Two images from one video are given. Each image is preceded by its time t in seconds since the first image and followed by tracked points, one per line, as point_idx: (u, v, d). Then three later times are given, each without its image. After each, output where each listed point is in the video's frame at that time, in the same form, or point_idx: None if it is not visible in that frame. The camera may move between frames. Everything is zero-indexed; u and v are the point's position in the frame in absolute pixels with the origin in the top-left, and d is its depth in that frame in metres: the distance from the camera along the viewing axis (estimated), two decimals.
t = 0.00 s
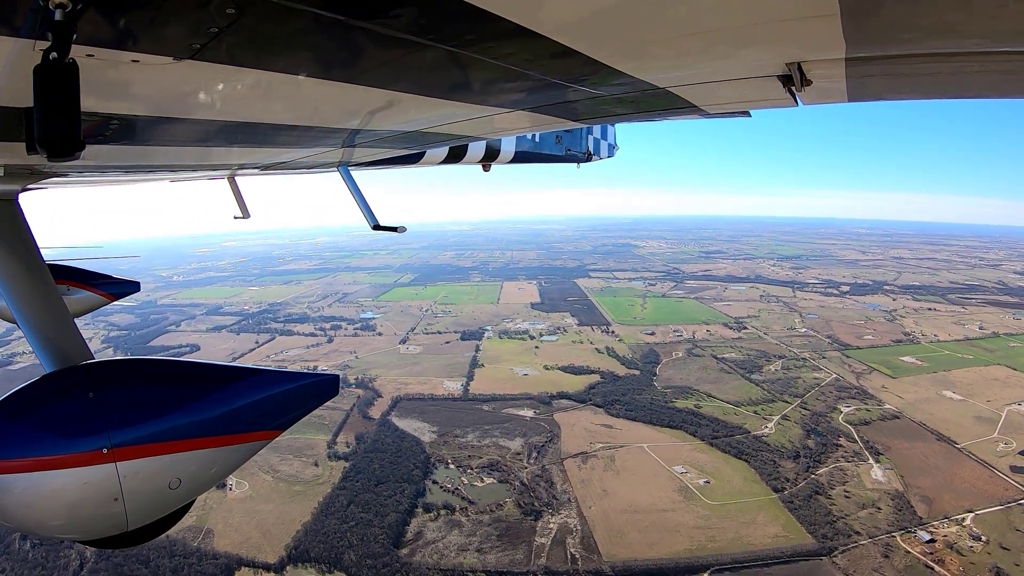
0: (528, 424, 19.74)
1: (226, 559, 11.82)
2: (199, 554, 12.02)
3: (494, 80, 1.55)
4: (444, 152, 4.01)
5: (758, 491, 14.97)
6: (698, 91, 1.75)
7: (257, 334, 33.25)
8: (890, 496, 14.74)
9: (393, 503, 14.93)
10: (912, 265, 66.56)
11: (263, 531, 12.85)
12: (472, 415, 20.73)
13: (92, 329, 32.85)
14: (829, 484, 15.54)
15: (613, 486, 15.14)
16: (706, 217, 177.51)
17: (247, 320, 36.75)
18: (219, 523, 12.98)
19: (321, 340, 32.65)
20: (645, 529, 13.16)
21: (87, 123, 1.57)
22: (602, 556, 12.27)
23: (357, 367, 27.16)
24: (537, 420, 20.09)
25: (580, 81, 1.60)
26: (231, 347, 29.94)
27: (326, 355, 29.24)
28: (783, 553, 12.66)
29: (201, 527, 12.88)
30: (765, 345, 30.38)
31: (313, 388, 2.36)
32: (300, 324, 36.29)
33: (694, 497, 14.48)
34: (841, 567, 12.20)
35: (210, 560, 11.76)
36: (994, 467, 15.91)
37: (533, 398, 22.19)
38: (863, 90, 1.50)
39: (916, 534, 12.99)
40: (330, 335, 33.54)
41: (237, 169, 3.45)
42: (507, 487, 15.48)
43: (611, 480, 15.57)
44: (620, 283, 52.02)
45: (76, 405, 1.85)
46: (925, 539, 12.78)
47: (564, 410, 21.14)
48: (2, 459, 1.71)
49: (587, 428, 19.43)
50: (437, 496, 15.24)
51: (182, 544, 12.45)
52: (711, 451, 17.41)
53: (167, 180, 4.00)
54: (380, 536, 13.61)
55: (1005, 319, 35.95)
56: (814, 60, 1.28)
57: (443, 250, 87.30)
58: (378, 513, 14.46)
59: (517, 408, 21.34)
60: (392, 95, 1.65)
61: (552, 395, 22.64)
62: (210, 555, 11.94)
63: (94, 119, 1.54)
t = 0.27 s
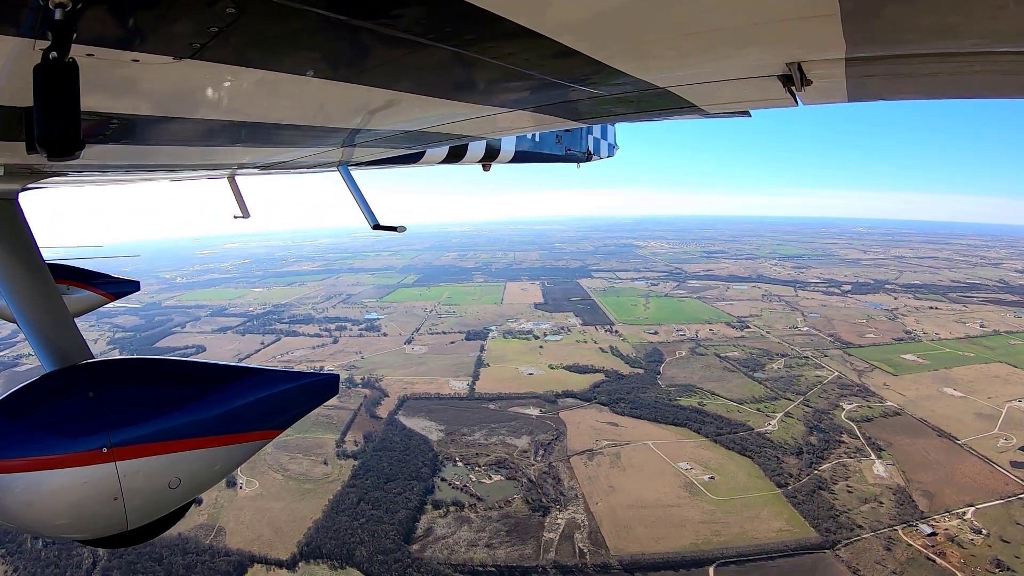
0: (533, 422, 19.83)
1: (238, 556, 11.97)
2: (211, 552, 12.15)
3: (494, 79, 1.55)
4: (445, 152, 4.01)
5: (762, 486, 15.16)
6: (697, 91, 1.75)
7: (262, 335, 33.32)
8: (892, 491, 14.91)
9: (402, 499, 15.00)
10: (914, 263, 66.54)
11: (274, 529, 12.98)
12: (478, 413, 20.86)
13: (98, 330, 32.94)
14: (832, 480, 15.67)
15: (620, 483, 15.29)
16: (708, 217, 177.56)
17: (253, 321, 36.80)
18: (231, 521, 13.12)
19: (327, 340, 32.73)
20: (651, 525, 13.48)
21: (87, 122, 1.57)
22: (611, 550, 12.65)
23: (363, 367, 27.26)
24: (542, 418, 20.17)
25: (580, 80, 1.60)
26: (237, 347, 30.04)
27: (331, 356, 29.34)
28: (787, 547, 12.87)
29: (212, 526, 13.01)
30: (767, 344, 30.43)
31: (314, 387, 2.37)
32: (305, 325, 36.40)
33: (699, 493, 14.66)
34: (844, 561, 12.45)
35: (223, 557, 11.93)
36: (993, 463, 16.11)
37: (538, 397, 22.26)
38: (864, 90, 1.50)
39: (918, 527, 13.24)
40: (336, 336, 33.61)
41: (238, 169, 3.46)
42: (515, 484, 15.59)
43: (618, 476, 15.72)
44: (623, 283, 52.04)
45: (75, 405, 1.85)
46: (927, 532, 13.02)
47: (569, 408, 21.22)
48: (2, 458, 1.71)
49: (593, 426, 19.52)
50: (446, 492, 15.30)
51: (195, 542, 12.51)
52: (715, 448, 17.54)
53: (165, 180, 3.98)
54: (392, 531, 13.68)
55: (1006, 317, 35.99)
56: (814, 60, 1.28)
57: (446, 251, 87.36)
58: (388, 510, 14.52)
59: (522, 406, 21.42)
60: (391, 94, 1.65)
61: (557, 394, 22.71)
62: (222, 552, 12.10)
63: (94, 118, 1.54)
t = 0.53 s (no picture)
0: (539, 420, 19.89)
1: (251, 552, 12.15)
2: (223, 549, 12.27)
3: (493, 79, 1.55)
4: (445, 152, 4.01)
5: (766, 482, 15.28)
6: (698, 91, 1.74)
7: (267, 335, 33.40)
8: (893, 485, 15.02)
9: (411, 497, 15.13)
10: (916, 263, 66.45)
11: (286, 526, 13.09)
12: (484, 411, 20.93)
13: (104, 330, 33.04)
14: (835, 476, 15.77)
15: (626, 479, 15.42)
16: (710, 217, 177.49)
17: (258, 322, 36.88)
18: (242, 518, 13.22)
19: (332, 341, 32.81)
20: (657, 520, 13.54)
21: (87, 122, 1.57)
22: (616, 545, 12.66)
23: (369, 367, 27.34)
24: (548, 416, 20.23)
25: (579, 81, 1.60)
26: (242, 347, 30.14)
27: (337, 356, 29.41)
28: (790, 540, 12.93)
29: (223, 523, 13.13)
30: (770, 343, 30.44)
31: (314, 387, 2.36)
32: (309, 326, 36.49)
33: (703, 488, 14.76)
34: (847, 554, 12.50)
35: (235, 554, 12.09)
36: (993, 458, 16.19)
37: (544, 396, 22.30)
38: (864, 89, 1.49)
39: (919, 521, 13.35)
40: (341, 336, 33.69)
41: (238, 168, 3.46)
42: (523, 480, 15.72)
43: (623, 472, 15.85)
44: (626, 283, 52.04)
45: (75, 405, 1.85)
46: (927, 527, 13.13)
47: (574, 406, 21.25)
48: (2, 458, 1.70)
49: (598, 423, 19.58)
50: (455, 489, 15.45)
51: (207, 540, 12.60)
52: (719, 444, 17.62)
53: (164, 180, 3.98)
54: (401, 528, 13.82)
55: (1007, 316, 35.94)
56: (814, 59, 1.28)
57: (450, 251, 87.42)
58: (398, 506, 14.67)
59: (528, 405, 21.48)
60: (391, 94, 1.65)
61: (562, 392, 22.75)
62: (234, 549, 12.23)
63: (94, 118, 1.54)
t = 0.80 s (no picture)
0: (545, 418, 19.90)
1: (263, 548, 12.21)
2: (235, 544, 12.28)
3: (493, 82, 1.54)
4: (444, 154, 4.02)
5: (769, 478, 15.32)
6: (698, 92, 1.74)
7: (272, 335, 33.44)
8: (894, 481, 15.11)
9: (420, 493, 15.07)
10: (918, 262, 66.39)
11: (298, 523, 13.14)
12: (490, 409, 20.96)
13: (109, 331, 33.09)
14: (837, 471, 15.79)
15: (631, 476, 15.49)
16: (711, 217, 177.50)
17: (262, 322, 36.93)
18: (253, 516, 13.30)
19: (337, 340, 32.87)
20: (663, 514, 13.67)
21: (87, 125, 1.57)
22: (624, 539, 12.80)
23: (374, 367, 27.38)
24: (554, 414, 20.24)
25: (579, 82, 1.59)
26: (248, 347, 30.20)
27: (342, 355, 29.44)
28: (794, 535, 13.04)
29: (235, 520, 13.18)
30: (773, 341, 30.44)
31: (315, 390, 2.36)
32: (314, 325, 36.55)
33: (708, 484, 14.81)
34: (850, 548, 12.51)
35: (248, 549, 12.13)
36: (992, 454, 16.24)
37: (549, 394, 22.31)
38: (864, 88, 1.49)
39: (920, 516, 13.43)
40: (346, 336, 33.73)
41: (237, 171, 3.46)
42: (530, 476, 15.76)
43: (629, 469, 15.92)
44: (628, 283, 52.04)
45: (77, 407, 1.85)
46: (928, 521, 13.20)
47: (579, 404, 21.26)
48: (2, 462, 1.70)
49: (603, 421, 19.60)
50: (463, 485, 15.50)
51: (218, 536, 12.62)
52: (722, 442, 17.64)
53: (164, 183, 3.99)
54: (411, 524, 13.70)
55: (1007, 315, 35.92)
56: (812, 60, 1.28)
57: (453, 252, 87.45)
58: (407, 502, 14.59)
59: (533, 403, 21.49)
60: (390, 97, 1.64)
61: (567, 390, 22.75)
62: (246, 544, 12.25)
63: (94, 122, 1.54)
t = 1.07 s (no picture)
0: (550, 415, 19.92)
1: (273, 543, 12.29)
2: (246, 539, 12.37)
3: (493, 83, 1.54)
4: (444, 154, 4.01)
5: (771, 474, 15.38)
6: (697, 91, 1.74)
7: (277, 334, 33.46)
8: (895, 478, 15.19)
9: (428, 489, 15.19)
10: (918, 263, 66.36)
11: (308, 519, 13.15)
12: (496, 407, 20.96)
13: (113, 330, 33.12)
14: (839, 468, 15.81)
15: (635, 471, 15.57)
16: (712, 218, 177.56)
17: (266, 321, 36.96)
18: (263, 511, 13.37)
19: (342, 339, 32.91)
20: (668, 510, 13.76)
21: (87, 127, 1.57)
22: (629, 533, 12.83)
23: (378, 365, 27.41)
24: (559, 412, 20.26)
25: (579, 83, 1.59)
26: (253, 345, 30.22)
27: (346, 354, 29.45)
28: (796, 528, 13.09)
29: (245, 515, 13.23)
30: (775, 340, 30.46)
31: (316, 391, 2.36)
32: (318, 324, 36.59)
33: (712, 481, 14.87)
34: (851, 543, 12.69)
35: (258, 544, 12.23)
36: (991, 451, 16.30)
37: (554, 392, 22.32)
38: (863, 88, 1.49)
39: (920, 511, 13.51)
40: (350, 335, 33.76)
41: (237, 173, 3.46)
42: (536, 473, 15.81)
43: (633, 465, 15.99)
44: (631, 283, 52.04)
45: (79, 408, 1.85)
46: (928, 516, 13.25)
47: (584, 402, 21.27)
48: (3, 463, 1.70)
49: (607, 419, 19.62)
50: (470, 481, 15.60)
51: (229, 531, 12.70)
52: (726, 438, 17.66)
53: (164, 184, 3.98)
54: (420, 518, 13.88)
55: (1007, 315, 35.93)
56: (811, 59, 1.28)
57: (456, 251, 87.46)
58: (416, 498, 14.75)
59: (538, 401, 21.50)
60: (390, 98, 1.64)
61: (572, 389, 22.76)
62: (257, 539, 12.35)
63: (93, 123, 1.54)
